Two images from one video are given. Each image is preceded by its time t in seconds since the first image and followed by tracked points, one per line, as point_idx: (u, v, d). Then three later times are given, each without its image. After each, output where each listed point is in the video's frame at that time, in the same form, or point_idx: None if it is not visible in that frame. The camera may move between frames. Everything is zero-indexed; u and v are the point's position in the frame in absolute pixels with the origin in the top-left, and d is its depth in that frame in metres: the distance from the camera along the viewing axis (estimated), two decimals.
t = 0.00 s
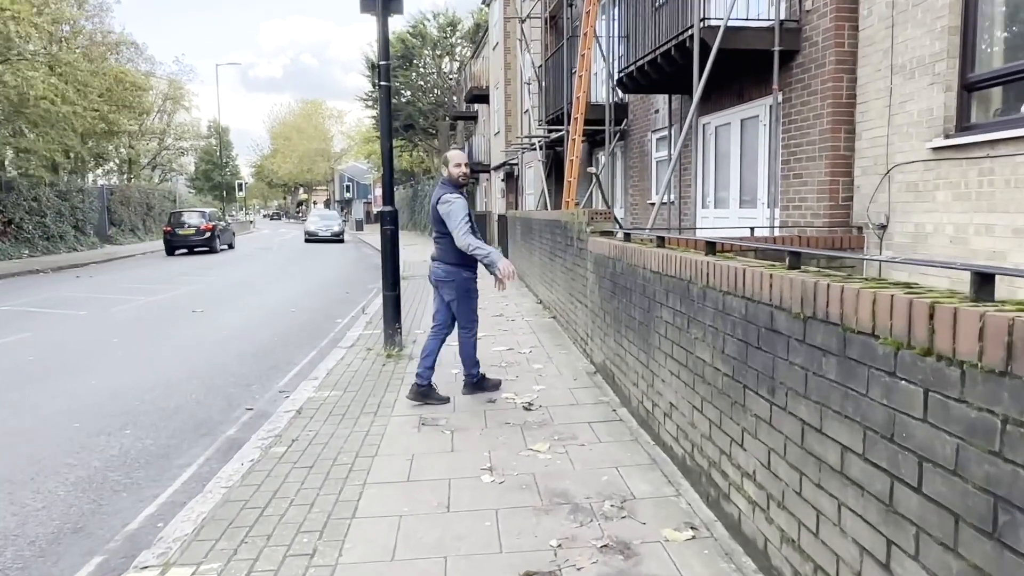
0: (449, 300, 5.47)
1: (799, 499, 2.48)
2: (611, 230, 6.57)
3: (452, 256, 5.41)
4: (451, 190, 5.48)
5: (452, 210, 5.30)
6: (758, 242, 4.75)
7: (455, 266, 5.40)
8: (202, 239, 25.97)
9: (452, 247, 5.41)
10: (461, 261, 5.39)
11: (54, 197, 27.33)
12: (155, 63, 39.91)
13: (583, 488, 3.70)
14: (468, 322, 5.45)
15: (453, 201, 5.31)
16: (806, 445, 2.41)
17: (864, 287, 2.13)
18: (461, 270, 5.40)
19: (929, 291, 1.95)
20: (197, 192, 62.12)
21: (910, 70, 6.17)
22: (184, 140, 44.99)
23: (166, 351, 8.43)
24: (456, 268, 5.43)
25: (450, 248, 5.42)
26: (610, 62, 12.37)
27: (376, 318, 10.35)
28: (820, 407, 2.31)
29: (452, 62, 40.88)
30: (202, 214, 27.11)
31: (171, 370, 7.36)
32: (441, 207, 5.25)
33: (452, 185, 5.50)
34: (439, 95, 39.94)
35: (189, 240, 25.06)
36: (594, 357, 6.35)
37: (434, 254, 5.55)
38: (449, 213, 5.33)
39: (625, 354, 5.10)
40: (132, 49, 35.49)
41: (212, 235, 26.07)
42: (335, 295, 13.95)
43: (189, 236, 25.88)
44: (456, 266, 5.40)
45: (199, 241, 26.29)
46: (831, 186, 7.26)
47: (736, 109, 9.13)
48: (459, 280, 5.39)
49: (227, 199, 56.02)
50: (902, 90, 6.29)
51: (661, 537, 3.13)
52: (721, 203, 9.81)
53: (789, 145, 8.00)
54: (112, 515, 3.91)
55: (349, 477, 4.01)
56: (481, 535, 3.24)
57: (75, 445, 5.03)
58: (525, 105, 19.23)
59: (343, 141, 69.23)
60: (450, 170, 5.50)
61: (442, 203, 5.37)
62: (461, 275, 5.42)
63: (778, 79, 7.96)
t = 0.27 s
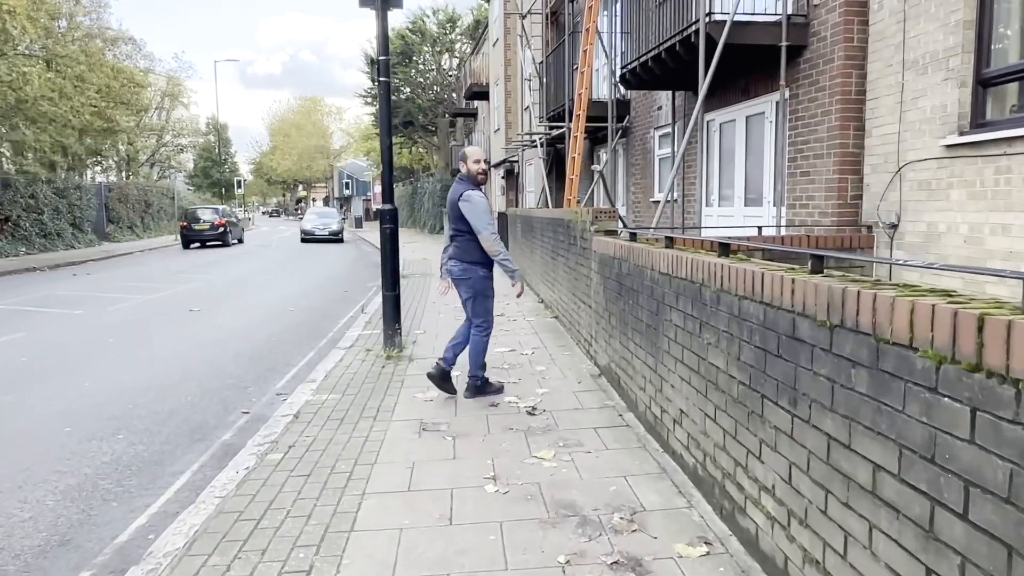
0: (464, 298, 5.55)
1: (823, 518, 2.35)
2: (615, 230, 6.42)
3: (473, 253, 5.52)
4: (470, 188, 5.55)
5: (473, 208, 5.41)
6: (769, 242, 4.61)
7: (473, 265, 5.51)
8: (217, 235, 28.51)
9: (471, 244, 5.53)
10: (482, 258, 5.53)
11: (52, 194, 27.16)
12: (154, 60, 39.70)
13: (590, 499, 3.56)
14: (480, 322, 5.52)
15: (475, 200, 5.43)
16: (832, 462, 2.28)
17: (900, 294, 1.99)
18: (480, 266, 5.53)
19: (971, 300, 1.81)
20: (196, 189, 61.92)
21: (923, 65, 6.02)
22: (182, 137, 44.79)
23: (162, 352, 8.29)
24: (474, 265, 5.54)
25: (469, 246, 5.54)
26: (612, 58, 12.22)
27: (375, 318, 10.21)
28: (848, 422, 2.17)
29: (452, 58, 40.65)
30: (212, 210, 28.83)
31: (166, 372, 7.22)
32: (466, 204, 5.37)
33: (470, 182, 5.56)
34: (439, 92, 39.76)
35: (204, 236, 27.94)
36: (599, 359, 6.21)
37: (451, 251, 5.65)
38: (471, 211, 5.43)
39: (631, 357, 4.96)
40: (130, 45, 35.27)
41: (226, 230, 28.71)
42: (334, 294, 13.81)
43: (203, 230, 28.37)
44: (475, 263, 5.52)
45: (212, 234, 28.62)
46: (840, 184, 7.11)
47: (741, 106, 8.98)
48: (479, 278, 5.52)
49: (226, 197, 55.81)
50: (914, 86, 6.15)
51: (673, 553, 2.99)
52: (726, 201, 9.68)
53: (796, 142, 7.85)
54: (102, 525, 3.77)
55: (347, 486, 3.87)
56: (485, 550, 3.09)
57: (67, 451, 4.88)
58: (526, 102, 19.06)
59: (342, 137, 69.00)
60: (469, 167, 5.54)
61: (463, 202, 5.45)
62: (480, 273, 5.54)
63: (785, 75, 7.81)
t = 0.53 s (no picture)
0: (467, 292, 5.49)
1: (848, 535, 2.20)
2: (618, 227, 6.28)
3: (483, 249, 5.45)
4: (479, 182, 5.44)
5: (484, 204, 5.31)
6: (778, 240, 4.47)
7: (479, 260, 5.43)
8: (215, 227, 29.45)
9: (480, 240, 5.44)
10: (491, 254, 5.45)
11: (48, 191, 26.97)
12: (151, 56, 39.48)
13: (595, 508, 3.42)
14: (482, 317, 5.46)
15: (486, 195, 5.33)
16: (857, 475, 2.14)
17: (933, 297, 1.85)
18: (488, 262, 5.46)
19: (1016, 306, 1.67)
20: (194, 186, 61.70)
21: (933, 59, 5.88)
22: (180, 134, 44.59)
23: (155, 351, 8.14)
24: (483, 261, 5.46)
25: (478, 242, 5.46)
26: (613, 53, 12.07)
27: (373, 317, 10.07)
28: (876, 434, 2.03)
29: (450, 55, 40.40)
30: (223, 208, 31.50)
31: (159, 373, 7.06)
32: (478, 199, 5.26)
33: (479, 177, 5.45)
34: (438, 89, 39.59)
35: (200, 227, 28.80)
36: (601, 360, 6.08)
37: (457, 244, 5.55)
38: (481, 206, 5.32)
39: (636, 359, 4.82)
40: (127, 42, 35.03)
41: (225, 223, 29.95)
42: (331, 292, 13.66)
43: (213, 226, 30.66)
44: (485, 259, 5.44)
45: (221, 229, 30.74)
46: (846, 181, 6.96)
47: (745, 101, 8.84)
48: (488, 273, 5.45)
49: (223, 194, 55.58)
50: (924, 81, 6.01)
51: (684, 566, 2.85)
52: (728, 199, 9.54)
53: (801, 139, 7.71)
54: (87, 535, 3.63)
55: (343, 494, 3.73)
56: (486, 563, 2.96)
57: (54, 456, 4.74)
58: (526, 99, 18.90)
59: (340, 135, 68.79)
60: (479, 162, 5.43)
61: (474, 196, 5.34)
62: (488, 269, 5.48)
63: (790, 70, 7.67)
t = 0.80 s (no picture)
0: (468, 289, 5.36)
1: (869, 553, 2.05)
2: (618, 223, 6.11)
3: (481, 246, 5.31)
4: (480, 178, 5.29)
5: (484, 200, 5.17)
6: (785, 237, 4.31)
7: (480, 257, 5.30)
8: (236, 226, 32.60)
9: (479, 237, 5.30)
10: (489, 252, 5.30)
11: (41, 189, 26.72)
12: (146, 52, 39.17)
13: (596, 517, 3.27)
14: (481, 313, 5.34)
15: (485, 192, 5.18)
16: (878, 490, 1.99)
17: (966, 299, 1.70)
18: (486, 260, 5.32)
19: None
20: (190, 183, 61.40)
21: (941, 51, 5.72)
22: (175, 131, 44.30)
23: (145, 351, 7.97)
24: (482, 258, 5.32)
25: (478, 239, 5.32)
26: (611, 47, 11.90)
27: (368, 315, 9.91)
28: (902, 447, 1.87)
29: (446, 51, 39.87)
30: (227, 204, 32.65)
31: (147, 373, 6.90)
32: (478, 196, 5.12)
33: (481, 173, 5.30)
34: (435, 85, 39.35)
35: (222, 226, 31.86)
36: (600, 359, 5.92)
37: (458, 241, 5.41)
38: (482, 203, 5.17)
39: (637, 359, 4.67)
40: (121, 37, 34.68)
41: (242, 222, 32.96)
42: (326, 290, 13.49)
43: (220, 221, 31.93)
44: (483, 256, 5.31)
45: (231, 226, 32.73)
46: (851, 177, 6.80)
47: (746, 95, 8.67)
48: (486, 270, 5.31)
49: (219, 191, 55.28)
50: (932, 73, 5.85)
51: None
52: (729, 195, 9.38)
53: (804, 134, 7.55)
54: (63, 545, 3.47)
55: (331, 502, 3.58)
56: None
57: (35, 460, 4.57)
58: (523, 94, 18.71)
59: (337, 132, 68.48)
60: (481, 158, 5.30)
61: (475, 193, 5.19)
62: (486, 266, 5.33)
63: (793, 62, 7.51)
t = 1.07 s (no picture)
0: (483, 283, 5.38)
1: None
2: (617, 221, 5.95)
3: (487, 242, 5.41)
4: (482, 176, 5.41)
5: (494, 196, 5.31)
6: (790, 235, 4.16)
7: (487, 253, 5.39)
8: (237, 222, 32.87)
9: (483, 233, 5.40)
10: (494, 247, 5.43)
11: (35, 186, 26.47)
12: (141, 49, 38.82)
13: (594, 529, 3.12)
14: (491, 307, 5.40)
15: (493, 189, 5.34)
16: (902, 510, 1.83)
17: (1004, 303, 1.54)
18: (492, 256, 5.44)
19: None
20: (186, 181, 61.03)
21: (949, 43, 5.56)
22: (171, 128, 43.99)
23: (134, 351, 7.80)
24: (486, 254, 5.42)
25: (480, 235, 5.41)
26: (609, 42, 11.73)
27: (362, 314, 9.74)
28: (929, 464, 1.72)
29: (444, 48, 39.79)
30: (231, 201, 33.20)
31: (135, 375, 6.73)
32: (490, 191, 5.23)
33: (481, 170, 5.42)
34: (432, 83, 39.10)
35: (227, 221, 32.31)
36: (598, 361, 5.76)
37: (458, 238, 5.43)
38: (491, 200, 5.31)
39: (637, 362, 4.51)
40: (115, 33, 34.37)
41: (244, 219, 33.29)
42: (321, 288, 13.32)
43: (225, 217, 32.39)
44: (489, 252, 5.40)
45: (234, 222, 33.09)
46: (854, 173, 6.65)
47: (747, 90, 8.51)
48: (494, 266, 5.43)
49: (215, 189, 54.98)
50: (939, 67, 5.69)
51: None
52: (730, 192, 9.22)
53: (806, 129, 7.39)
54: (35, 559, 3.30)
55: (318, 513, 3.42)
56: None
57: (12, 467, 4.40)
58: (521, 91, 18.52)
59: (334, 129, 68.14)
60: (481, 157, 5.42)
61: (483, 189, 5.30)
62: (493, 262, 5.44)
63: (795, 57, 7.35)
